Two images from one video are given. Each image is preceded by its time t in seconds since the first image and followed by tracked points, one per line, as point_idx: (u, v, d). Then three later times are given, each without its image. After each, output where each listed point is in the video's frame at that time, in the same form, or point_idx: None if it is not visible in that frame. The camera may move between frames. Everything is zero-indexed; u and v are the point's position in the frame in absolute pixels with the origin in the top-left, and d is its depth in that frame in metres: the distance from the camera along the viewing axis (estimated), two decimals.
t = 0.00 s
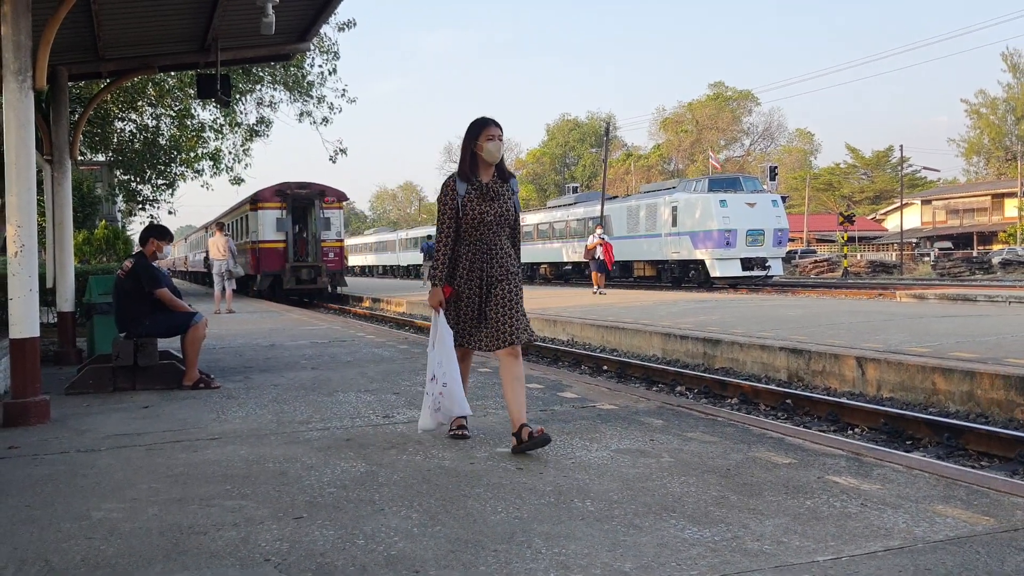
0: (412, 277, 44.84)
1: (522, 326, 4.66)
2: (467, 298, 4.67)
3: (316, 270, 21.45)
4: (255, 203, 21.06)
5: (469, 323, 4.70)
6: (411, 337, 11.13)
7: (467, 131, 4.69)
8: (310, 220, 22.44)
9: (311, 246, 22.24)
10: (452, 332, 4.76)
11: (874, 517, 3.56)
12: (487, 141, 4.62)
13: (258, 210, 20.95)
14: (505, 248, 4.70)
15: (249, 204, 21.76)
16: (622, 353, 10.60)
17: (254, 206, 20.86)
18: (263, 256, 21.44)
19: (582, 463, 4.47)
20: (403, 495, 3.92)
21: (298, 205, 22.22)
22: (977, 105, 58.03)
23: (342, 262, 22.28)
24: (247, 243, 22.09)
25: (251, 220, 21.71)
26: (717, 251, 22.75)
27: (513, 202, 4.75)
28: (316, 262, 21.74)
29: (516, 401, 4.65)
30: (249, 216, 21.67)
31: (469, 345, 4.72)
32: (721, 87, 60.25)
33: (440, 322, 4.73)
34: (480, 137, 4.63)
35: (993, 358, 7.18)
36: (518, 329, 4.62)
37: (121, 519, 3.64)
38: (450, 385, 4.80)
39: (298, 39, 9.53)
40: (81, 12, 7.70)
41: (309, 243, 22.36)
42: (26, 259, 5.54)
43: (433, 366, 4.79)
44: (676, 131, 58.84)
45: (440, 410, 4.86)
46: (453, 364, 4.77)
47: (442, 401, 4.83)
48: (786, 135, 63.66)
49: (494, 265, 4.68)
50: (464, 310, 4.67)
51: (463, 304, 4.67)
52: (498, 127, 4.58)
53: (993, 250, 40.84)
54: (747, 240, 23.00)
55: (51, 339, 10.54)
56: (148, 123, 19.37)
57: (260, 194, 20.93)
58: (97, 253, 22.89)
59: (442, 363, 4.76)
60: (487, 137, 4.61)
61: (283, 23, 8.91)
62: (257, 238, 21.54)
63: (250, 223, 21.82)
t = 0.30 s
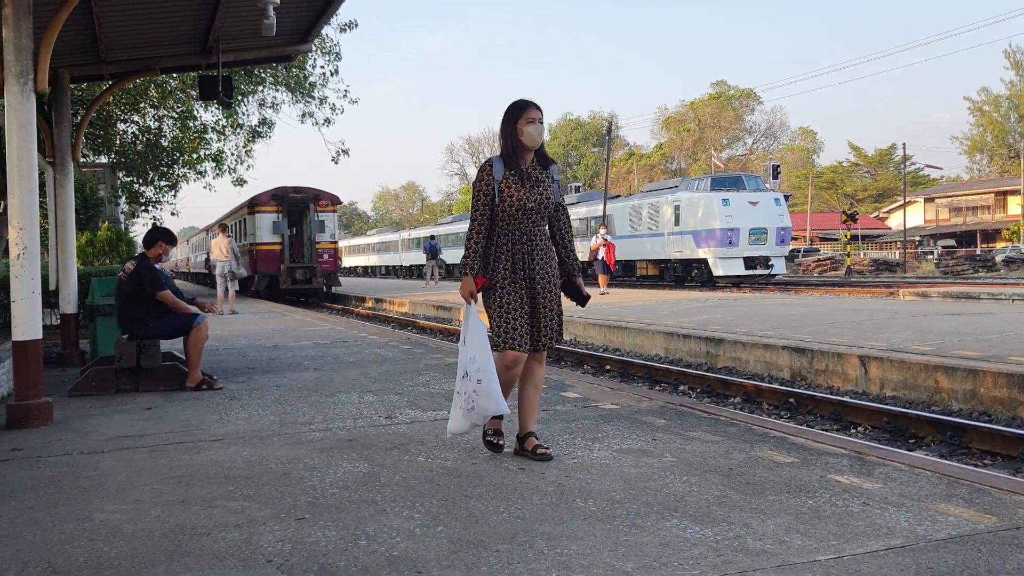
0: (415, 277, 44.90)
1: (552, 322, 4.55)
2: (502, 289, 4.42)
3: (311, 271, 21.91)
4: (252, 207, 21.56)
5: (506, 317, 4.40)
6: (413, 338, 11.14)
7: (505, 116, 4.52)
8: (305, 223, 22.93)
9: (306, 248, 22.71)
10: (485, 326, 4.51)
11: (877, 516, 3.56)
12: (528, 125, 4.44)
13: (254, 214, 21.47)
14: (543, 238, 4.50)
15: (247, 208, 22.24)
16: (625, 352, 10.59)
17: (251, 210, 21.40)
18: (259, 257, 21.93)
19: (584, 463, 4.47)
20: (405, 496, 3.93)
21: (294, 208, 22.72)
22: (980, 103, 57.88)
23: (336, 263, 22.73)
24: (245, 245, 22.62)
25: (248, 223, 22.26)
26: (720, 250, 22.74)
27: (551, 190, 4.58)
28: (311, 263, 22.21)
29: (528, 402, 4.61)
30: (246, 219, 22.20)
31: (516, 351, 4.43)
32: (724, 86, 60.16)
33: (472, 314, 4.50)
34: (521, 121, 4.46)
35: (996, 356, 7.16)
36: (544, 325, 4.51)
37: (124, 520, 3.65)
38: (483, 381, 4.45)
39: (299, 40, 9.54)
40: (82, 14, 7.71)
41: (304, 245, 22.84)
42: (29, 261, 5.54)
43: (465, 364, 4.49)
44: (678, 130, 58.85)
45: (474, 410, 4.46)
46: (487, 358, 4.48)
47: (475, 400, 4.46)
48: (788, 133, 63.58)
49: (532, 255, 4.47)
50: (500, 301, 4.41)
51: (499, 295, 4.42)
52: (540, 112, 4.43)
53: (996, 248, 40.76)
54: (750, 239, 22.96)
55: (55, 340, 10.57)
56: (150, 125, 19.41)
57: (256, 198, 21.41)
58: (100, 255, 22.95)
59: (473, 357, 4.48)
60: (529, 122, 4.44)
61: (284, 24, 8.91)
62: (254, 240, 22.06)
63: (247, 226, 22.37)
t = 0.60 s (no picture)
0: (418, 276, 44.91)
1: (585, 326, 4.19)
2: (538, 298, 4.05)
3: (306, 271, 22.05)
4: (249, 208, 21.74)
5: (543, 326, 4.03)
6: (416, 336, 11.13)
7: (537, 110, 4.15)
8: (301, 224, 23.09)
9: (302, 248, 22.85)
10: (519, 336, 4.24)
11: (881, 511, 3.55)
12: (562, 119, 4.05)
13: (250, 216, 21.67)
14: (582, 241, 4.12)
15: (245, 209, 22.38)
16: (628, 350, 10.58)
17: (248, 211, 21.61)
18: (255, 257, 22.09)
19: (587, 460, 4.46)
20: (409, 492, 3.93)
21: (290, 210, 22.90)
22: (983, 101, 57.77)
23: (331, 263, 22.86)
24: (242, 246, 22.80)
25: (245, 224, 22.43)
26: (723, 248, 22.74)
27: (589, 189, 4.20)
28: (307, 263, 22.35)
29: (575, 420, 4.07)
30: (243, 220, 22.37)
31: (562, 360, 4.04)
32: (726, 84, 60.05)
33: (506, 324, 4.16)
34: (554, 114, 4.08)
35: (1000, 354, 7.14)
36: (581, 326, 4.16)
37: (128, 516, 3.65)
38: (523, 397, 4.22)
39: (301, 39, 9.53)
40: (85, 12, 7.71)
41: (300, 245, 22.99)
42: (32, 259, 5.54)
43: (504, 380, 4.20)
44: (681, 128, 58.81)
45: (517, 427, 4.23)
46: (526, 371, 4.24)
47: (517, 417, 4.22)
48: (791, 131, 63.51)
49: (571, 258, 4.07)
50: (535, 310, 4.05)
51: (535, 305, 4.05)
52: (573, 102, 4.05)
53: (999, 246, 40.66)
54: (753, 237, 22.92)
55: (58, 339, 10.58)
56: (153, 124, 19.43)
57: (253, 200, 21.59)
58: (104, 254, 22.99)
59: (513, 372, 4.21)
60: (561, 114, 4.06)
61: (286, 22, 8.91)
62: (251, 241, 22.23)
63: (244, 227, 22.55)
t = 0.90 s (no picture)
0: (425, 274, 44.93)
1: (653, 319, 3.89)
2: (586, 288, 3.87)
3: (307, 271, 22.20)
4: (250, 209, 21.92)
5: (593, 319, 3.87)
6: (424, 335, 11.14)
7: (576, 85, 3.95)
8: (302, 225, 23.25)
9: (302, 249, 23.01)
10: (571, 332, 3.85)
11: (891, 508, 3.54)
12: (610, 91, 3.87)
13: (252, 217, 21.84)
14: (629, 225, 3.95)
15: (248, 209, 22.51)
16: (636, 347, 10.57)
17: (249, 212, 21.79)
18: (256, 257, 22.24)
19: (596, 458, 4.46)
20: (418, 490, 3.94)
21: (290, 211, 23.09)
22: (991, 97, 57.49)
23: (331, 263, 22.99)
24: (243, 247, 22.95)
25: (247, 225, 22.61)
26: (731, 246, 22.71)
27: (636, 169, 4.02)
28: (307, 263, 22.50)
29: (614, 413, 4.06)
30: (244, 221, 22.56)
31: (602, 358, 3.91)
32: (733, 81, 59.85)
33: (558, 322, 3.83)
34: (599, 88, 3.89)
35: (1010, 350, 7.11)
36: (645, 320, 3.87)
37: (138, 515, 3.66)
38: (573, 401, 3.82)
39: (308, 37, 9.54)
40: (93, 12, 7.73)
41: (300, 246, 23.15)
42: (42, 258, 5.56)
43: (550, 379, 3.85)
44: (687, 126, 57.95)
45: (563, 434, 3.85)
46: (576, 373, 3.83)
47: (565, 422, 3.83)
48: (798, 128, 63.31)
49: (618, 244, 3.90)
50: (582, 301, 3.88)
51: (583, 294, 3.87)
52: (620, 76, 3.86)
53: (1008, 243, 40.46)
54: (760, 234, 22.86)
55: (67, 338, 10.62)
56: (160, 124, 19.48)
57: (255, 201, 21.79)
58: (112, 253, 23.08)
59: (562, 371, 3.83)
60: (610, 89, 3.87)
61: (293, 21, 8.91)
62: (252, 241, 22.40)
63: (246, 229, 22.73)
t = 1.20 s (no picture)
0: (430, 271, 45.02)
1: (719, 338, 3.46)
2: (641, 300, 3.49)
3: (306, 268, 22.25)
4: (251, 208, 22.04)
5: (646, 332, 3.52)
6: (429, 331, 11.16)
7: (645, 74, 3.53)
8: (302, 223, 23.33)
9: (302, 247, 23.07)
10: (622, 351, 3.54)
11: (898, 506, 3.53)
12: (681, 82, 3.45)
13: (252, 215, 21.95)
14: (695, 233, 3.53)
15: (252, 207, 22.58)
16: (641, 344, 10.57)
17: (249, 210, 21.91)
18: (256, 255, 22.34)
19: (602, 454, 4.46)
20: (424, 486, 3.94)
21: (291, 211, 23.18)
22: (997, 94, 57.30)
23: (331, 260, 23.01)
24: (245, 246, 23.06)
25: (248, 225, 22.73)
26: (737, 243, 22.60)
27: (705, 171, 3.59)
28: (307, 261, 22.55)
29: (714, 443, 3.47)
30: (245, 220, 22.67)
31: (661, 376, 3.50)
32: (738, 77, 59.75)
33: (609, 338, 3.53)
34: (671, 78, 3.47)
35: (1016, 347, 7.10)
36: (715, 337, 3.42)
37: (145, 511, 3.67)
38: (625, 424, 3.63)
39: (314, 34, 9.53)
40: (99, 9, 7.73)
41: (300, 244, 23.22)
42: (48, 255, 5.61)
43: (600, 401, 3.60)
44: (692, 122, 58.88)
45: (613, 456, 3.69)
46: (628, 396, 3.58)
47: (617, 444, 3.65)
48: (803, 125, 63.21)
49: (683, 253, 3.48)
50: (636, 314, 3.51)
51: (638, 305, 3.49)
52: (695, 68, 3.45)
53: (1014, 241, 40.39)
54: (766, 231, 22.80)
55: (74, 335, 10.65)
56: (166, 121, 19.51)
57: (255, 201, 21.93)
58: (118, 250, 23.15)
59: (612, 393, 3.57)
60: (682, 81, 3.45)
61: (299, 18, 8.91)
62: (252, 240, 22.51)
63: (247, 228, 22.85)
